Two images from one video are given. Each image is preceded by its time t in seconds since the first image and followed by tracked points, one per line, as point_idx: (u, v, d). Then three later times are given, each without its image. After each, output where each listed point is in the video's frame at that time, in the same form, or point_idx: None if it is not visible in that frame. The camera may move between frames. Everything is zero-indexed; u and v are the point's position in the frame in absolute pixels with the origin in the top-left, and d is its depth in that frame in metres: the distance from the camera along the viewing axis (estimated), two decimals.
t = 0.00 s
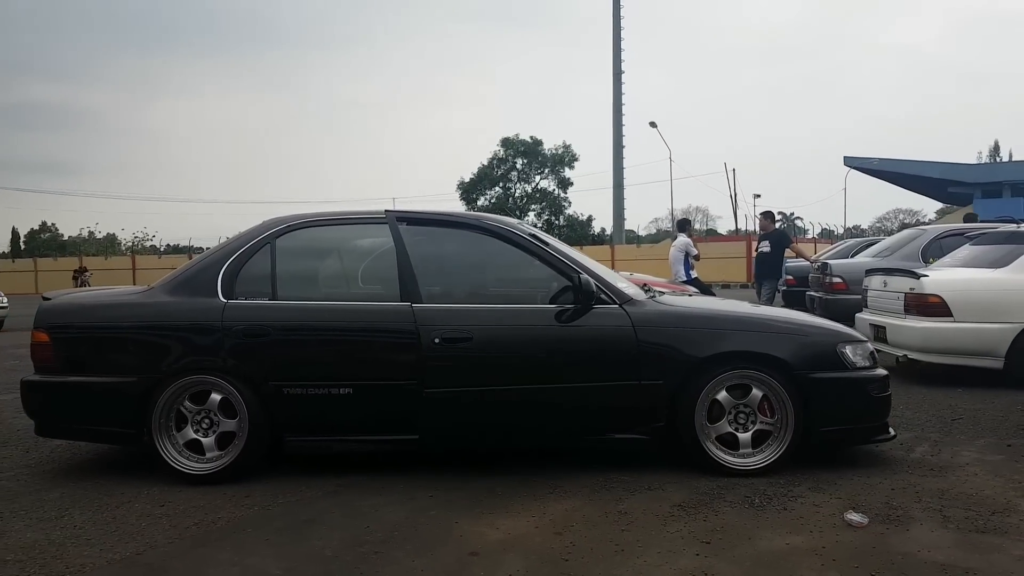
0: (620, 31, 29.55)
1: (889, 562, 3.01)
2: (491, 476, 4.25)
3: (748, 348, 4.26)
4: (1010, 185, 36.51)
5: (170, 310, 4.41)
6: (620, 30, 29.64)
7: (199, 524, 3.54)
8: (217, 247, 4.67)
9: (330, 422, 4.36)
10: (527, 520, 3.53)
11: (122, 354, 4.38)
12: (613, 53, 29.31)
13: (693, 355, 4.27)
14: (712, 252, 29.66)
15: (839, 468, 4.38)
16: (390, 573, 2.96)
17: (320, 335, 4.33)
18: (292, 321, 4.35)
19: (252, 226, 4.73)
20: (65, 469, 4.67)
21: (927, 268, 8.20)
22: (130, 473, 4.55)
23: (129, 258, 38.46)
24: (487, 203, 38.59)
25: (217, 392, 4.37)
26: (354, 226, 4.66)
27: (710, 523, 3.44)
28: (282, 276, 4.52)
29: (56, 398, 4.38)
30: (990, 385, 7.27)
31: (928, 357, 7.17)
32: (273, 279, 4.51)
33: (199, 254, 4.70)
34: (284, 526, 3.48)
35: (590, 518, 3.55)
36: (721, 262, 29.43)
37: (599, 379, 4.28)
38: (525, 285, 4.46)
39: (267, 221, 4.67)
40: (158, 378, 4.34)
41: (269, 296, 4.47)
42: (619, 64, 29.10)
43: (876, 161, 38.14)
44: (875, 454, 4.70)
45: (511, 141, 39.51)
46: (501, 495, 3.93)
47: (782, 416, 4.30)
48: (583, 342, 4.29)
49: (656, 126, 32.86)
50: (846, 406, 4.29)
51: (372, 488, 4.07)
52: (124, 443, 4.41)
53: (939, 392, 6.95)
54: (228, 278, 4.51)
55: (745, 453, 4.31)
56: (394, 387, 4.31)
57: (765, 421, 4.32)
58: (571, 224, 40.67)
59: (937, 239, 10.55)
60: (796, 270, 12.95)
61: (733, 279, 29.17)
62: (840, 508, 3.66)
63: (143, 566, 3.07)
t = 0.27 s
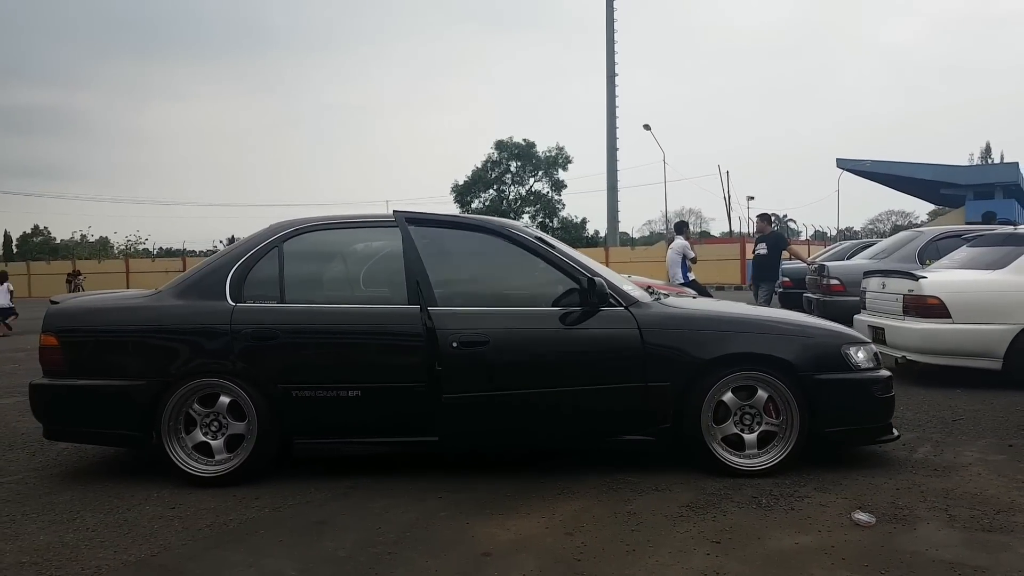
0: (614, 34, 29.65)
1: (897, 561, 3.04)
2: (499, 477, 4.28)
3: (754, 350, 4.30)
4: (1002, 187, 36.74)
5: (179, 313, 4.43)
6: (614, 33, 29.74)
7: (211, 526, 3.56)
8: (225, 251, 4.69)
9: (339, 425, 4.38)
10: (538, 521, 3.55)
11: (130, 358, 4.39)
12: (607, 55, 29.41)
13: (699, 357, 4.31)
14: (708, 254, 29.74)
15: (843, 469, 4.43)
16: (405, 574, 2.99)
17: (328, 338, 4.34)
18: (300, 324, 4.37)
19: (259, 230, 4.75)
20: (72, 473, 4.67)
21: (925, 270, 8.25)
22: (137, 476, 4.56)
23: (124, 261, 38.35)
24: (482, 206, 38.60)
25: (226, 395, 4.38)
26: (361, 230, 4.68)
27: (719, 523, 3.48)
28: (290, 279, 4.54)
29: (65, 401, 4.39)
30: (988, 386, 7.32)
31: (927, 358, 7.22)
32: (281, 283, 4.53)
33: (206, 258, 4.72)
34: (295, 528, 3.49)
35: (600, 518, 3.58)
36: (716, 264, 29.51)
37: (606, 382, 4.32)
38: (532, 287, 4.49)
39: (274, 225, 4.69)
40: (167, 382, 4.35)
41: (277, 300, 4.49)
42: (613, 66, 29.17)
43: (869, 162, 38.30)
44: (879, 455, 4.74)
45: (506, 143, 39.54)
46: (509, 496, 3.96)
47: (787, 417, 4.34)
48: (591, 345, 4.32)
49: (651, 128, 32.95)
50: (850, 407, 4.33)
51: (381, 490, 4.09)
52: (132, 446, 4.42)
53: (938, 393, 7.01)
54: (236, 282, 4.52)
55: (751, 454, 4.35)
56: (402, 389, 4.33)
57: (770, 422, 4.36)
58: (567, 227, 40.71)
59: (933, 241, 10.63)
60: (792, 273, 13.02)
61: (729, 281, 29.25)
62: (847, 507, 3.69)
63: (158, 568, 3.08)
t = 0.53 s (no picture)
0: (608, 38, 29.80)
1: (898, 558, 3.09)
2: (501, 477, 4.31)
3: (755, 351, 4.35)
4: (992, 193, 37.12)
5: (183, 313, 4.43)
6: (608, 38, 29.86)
7: (217, 525, 3.56)
8: (229, 250, 4.71)
9: (343, 425, 4.40)
10: (542, 520, 3.58)
11: (134, 358, 4.39)
12: (600, 59, 29.55)
13: (701, 358, 4.36)
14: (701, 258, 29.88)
15: (842, 469, 4.48)
16: (414, 572, 3.01)
17: (333, 339, 4.36)
18: (305, 325, 4.39)
19: (264, 230, 4.76)
20: (73, 473, 4.66)
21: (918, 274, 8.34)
22: (140, 476, 4.56)
23: (116, 262, 38.14)
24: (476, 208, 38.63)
25: (230, 395, 4.39)
26: (365, 231, 4.70)
27: (722, 522, 3.52)
28: (294, 280, 4.56)
29: (68, 401, 4.38)
30: (981, 388, 7.41)
31: (921, 361, 7.30)
32: (286, 283, 4.54)
33: (209, 258, 4.72)
34: (302, 527, 3.51)
35: (604, 517, 3.61)
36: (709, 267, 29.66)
37: (609, 382, 4.35)
38: (536, 289, 4.53)
39: (279, 226, 4.72)
40: (171, 382, 4.35)
41: (281, 301, 4.50)
42: (606, 69, 29.28)
43: (858, 166, 38.59)
44: (876, 456, 4.80)
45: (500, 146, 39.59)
46: (513, 496, 3.99)
47: (788, 418, 4.40)
48: (595, 346, 4.35)
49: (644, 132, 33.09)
50: (849, 408, 4.39)
51: (386, 489, 4.11)
52: (135, 446, 4.42)
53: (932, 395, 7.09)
54: (240, 282, 4.54)
55: (752, 454, 4.40)
56: (406, 389, 4.35)
57: (770, 423, 4.42)
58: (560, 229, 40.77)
59: (925, 245, 10.74)
60: (786, 276, 13.11)
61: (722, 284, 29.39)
62: (847, 506, 3.74)
63: (166, 567, 3.09)
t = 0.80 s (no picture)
0: (593, 45, 30.02)
1: (886, 557, 3.17)
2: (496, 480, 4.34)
3: (745, 355, 4.43)
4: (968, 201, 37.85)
5: (176, 317, 4.42)
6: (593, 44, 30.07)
7: (212, 529, 3.56)
8: (223, 253, 4.71)
9: (337, 428, 4.40)
10: (538, 522, 3.62)
11: (126, 361, 4.36)
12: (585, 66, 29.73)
13: (693, 362, 4.43)
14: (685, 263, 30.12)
15: (829, 471, 4.57)
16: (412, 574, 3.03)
17: (328, 342, 4.37)
18: (299, 329, 4.39)
19: (258, 234, 4.77)
20: (61, 477, 4.61)
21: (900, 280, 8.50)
22: (130, 481, 4.52)
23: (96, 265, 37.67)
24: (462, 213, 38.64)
25: (222, 399, 4.38)
26: (359, 235, 4.72)
27: (714, 523, 3.58)
28: (289, 283, 4.56)
29: (57, 406, 4.34)
30: (961, 392, 7.57)
31: (903, 365, 7.44)
32: (280, 287, 4.55)
33: (203, 261, 4.72)
34: (298, 530, 3.51)
35: (599, 519, 3.66)
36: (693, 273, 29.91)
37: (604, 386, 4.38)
38: (529, 293, 4.57)
39: (273, 230, 4.73)
40: (164, 385, 4.33)
41: (275, 304, 4.50)
42: (592, 75, 29.46)
43: (839, 173, 39.17)
44: (862, 458, 4.89)
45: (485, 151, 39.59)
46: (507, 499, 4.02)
47: (777, 421, 4.47)
48: (589, 350, 4.37)
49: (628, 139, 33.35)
50: (837, 411, 4.48)
51: (380, 493, 4.12)
52: (126, 450, 4.39)
53: (913, 398, 7.23)
54: (234, 285, 4.53)
55: (742, 456, 4.48)
56: (401, 393, 4.37)
57: (760, 425, 4.50)
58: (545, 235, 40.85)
59: (906, 252, 10.94)
60: (769, 282, 13.28)
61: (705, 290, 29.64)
62: (836, 507, 3.82)
63: (163, 571, 3.08)
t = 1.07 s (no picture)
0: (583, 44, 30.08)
1: (878, 554, 3.23)
2: (492, 479, 4.37)
3: (738, 354, 4.48)
4: (954, 201, 38.25)
5: (172, 316, 4.41)
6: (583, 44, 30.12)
7: (211, 527, 3.57)
8: (219, 253, 4.70)
9: (334, 427, 4.41)
10: (535, 520, 3.65)
11: (122, 361, 4.35)
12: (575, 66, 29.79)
13: (686, 361, 4.48)
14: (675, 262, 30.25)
15: (820, 469, 4.63)
16: (412, 573, 3.05)
17: (324, 342, 4.38)
18: (294, 329, 4.40)
19: (253, 235, 4.77)
20: (56, 477, 4.60)
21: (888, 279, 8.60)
22: (126, 480, 4.52)
23: (83, 264, 37.35)
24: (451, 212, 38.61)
25: (219, 398, 4.38)
26: (355, 236, 4.74)
27: (708, 521, 3.63)
28: (284, 283, 4.57)
29: (53, 406, 4.33)
30: (948, 390, 7.67)
31: (891, 364, 7.54)
32: (275, 287, 4.55)
33: (198, 261, 4.72)
34: (297, 529, 3.53)
35: (595, 517, 3.70)
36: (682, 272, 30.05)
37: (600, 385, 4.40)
38: (522, 292, 4.58)
39: (268, 230, 4.73)
40: (160, 385, 4.33)
41: (271, 304, 4.51)
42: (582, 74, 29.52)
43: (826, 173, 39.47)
44: (852, 456, 4.96)
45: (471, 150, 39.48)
46: (504, 498, 4.05)
47: (768, 420, 4.53)
48: (585, 349, 4.39)
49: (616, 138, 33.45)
50: (827, 409, 4.53)
51: (377, 492, 4.14)
52: (122, 450, 4.38)
53: (902, 397, 7.31)
54: (229, 285, 4.53)
55: (734, 455, 4.53)
56: (397, 392, 4.39)
57: (752, 424, 4.55)
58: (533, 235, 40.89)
59: (893, 251, 11.07)
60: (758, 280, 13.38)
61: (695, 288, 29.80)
62: (829, 505, 3.88)
63: (164, 569, 3.09)
